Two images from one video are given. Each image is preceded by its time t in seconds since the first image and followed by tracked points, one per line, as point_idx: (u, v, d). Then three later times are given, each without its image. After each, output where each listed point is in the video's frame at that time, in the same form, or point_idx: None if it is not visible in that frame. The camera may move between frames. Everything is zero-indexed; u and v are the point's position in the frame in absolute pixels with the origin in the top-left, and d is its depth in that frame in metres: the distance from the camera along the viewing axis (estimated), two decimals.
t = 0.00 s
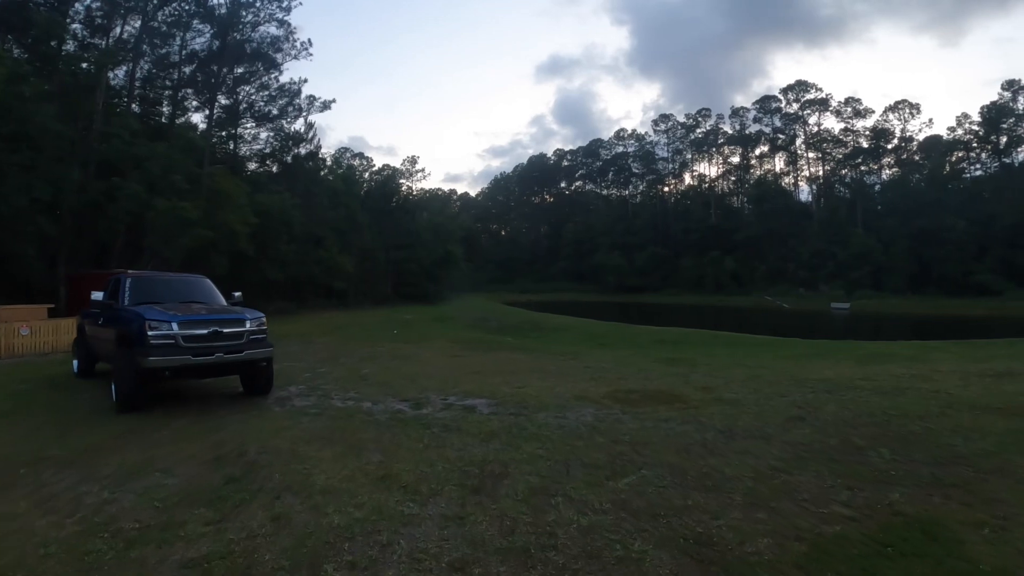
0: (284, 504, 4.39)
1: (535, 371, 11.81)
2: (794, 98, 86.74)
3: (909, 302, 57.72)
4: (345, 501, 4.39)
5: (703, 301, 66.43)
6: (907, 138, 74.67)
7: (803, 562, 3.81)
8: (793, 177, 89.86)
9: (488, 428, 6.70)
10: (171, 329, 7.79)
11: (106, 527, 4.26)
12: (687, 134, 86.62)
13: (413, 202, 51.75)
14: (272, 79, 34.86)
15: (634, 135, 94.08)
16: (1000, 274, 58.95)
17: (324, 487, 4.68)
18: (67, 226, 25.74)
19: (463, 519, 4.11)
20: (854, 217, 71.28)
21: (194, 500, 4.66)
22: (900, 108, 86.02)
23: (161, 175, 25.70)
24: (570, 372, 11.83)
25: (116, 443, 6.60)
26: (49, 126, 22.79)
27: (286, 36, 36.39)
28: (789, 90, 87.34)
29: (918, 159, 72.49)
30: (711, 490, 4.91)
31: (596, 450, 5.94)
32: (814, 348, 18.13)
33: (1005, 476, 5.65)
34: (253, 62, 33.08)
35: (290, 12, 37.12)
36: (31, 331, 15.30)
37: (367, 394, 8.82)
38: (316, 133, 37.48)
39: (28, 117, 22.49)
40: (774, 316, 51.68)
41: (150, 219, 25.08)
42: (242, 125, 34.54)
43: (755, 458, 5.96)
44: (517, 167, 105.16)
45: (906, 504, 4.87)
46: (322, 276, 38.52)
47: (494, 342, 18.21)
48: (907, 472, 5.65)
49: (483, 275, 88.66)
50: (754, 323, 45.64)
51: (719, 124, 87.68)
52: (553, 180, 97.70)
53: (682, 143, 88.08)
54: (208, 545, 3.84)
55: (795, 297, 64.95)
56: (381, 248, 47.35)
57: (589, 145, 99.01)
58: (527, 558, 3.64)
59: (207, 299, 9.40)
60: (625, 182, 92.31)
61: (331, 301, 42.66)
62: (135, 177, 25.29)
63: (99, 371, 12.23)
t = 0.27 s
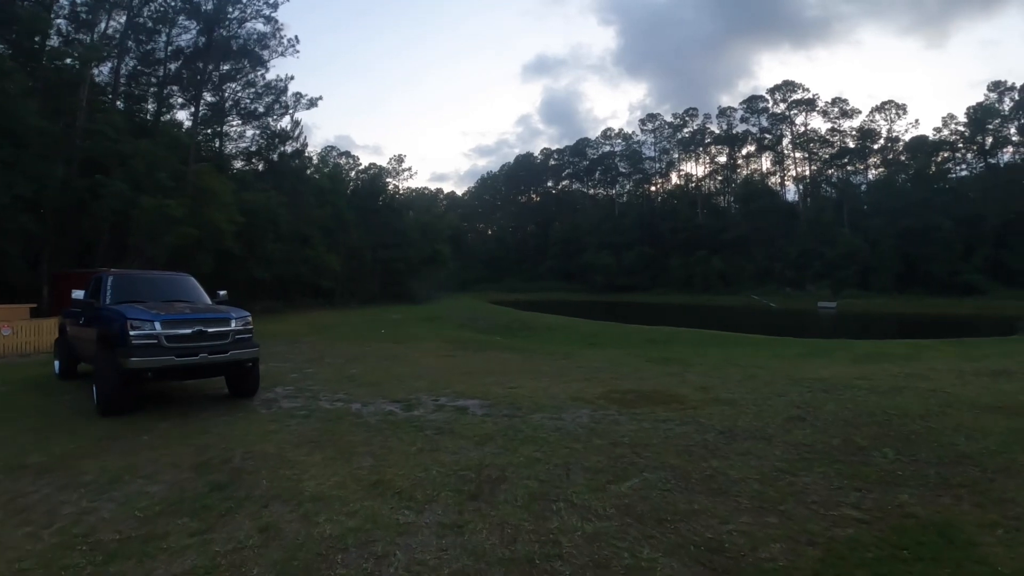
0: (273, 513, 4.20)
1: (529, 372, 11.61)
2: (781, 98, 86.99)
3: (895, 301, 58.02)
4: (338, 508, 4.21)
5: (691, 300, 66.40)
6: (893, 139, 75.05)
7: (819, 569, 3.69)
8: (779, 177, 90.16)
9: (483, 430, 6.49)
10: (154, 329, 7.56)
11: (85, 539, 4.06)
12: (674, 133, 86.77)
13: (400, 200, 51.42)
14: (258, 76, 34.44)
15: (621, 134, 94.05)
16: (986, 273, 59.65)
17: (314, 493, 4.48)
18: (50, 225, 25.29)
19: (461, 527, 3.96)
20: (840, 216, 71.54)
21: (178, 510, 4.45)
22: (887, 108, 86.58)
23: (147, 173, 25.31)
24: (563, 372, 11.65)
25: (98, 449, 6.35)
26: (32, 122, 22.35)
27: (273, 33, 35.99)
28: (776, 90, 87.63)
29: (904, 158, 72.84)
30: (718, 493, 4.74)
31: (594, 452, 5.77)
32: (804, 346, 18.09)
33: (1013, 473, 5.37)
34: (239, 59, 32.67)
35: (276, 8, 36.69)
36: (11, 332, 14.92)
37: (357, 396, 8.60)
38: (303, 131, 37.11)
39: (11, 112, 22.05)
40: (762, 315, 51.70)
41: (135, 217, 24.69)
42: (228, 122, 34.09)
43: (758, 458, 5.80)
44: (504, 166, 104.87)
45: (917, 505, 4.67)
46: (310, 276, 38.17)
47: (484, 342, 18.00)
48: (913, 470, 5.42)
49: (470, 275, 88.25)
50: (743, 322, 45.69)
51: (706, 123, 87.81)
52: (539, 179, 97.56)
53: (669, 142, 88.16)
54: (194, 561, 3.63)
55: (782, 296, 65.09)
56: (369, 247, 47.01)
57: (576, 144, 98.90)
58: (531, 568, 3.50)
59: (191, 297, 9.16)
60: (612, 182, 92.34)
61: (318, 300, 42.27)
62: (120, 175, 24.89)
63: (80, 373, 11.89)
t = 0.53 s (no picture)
0: (257, 523, 4.05)
1: (518, 372, 11.46)
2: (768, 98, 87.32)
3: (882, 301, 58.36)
4: (325, 518, 4.05)
5: (678, 300, 66.44)
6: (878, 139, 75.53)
7: None
8: (766, 176, 90.43)
9: (472, 433, 6.34)
10: (135, 330, 7.37)
11: (62, 552, 3.90)
12: (661, 133, 86.89)
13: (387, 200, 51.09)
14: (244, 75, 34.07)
15: (607, 134, 94.06)
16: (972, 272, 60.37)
17: (299, 501, 4.32)
18: (32, 224, 24.84)
19: (454, 538, 3.82)
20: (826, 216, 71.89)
21: (159, 520, 4.29)
22: (872, 108, 87.12)
23: (131, 171, 24.93)
24: (553, 373, 11.52)
25: (76, 454, 6.14)
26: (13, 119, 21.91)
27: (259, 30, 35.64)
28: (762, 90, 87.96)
29: (890, 159, 73.29)
30: (717, 498, 4.61)
31: (588, 456, 5.63)
32: (794, 345, 18.07)
33: (1013, 475, 5.22)
34: (225, 57, 32.32)
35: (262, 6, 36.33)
36: None
37: (343, 398, 8.43)
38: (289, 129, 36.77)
39: None
40: (749, 315, 51.74)
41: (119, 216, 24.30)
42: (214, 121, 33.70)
43: (755, 461, 5.69)
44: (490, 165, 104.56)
45: (919, 507, 4.53)
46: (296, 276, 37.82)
47: (472, 342, 17.83)
48: (912, 472, 5.30)
49: (456, 275, 87.83)
50: (731, 321, 45.77)
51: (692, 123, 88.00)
52: (526, 178, 97.38)
53: (656, 142, 88.28)
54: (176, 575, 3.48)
55: (769, 296, 65.27)
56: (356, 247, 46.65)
57: (562, 143, 98.79)
58: None
59: (173, 296, 8.95)
60: (598, 181, 92.32)
61: (305, 300, 41.90)
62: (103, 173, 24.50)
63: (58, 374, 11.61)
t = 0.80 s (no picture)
0: (232, 533, 3.89)
1: (505, 373, 11.31)
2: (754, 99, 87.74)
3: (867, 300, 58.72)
4: (306, 528, 3.90)
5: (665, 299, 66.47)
6: (863, 140, 76.09)
7: None
8: (751, 177, 90.69)
9: (458, 436, 6.18)
10: (113, 330, 7.16)
11: (28, 565, 3.69)
12: (648, 133, 87.09)
13: (373, 200, 50.77)
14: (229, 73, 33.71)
15: (594, 134, 94.11)
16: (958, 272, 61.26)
17: (278, 509, 4.18)
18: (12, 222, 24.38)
19: (443, 548, 3.68)
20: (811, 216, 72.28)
21: (132, 529, 4.10)
22: (856, 110, 87.79)
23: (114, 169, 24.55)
24: (540, 374, 11.36)
25: (50, 459, 5.93)
26: None
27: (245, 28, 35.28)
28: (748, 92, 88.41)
29: (874, 159, 73.84)
30: (713, 502, 4.49)
31: (578, 459, 5.48)
32: (782, 344, 18.05)
33: (1012, 476, 5.13)
34: (211, 55, 31.97)
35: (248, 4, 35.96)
36: None
37: (328, 400, 8.24)
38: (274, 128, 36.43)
39: None
40: (735, 314, 51.84)
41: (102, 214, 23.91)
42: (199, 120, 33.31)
43: (750, 463, 5.56)
44: (476, 165, 104.26)
45: (920, 510, 4.43)
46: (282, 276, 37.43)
47: (459, 342, 17.64)
48: (909, 473, 5.20)
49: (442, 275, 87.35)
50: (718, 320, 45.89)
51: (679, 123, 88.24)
52: (512, 178, 97.22)
53: (642, 142, 88.46)
54: None
55: (755, 295, 65.45)
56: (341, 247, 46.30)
57: (548, 143, 98.70)
58: None
59: (153, 296, 8.73)
60: (584, 181, 92.36)
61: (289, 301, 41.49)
62: (86, 171, 24.10)
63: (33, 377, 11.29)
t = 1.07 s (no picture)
0: (202, 550, 3.64)
1: (489, 374, 11.03)
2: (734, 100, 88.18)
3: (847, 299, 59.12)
4: (281, 545, 3.64)
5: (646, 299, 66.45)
6: (842, 141, 76.71)
7: None
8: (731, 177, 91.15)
9: (442, 440, 5.90)
10: (79, 330, 6.81)
11: None
12: (629, 133, 87.23)
13: (353, 199, 50.24)
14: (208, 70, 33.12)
15: (575, 134, 94.07)
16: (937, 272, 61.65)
17: (250, 523, 3.93)
18: None
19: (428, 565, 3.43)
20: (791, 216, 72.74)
21: (94, 545, 3.79)
22: (836, 111, 88.56)
23: (89, 166, 23.95)
24: (524, 374, 11.09)
25: (11, 467, 5.58)
26: None
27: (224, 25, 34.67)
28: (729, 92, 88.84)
29: (854, 160, 74.48)
30: (714, 509, 4.26)
31: (570, 464, 5.22)
32: (767, 343, 17.95)
33: (1020, 475, 4.94)
34: (190, 52, 31.40)
35: None
36: None
37: (305, 403, 7.92)
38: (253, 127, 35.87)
39: None
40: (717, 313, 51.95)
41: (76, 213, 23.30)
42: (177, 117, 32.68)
43: (748, 466, 5.34)
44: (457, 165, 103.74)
45: (930, 513, 4.23)
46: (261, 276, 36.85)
47: (441, 342, 17.33)
48: (915, 474, 5.00)
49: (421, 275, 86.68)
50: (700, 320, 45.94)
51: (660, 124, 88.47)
52: (492, 178, 96.89)
53: (623, 142, 88.59)
54: None
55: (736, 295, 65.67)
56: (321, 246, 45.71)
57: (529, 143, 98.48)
58: None
59: (124, 294, 8.37)
60: (565, 181, 92.25)
61: (267, 301, 40.87)
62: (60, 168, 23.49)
63: None
